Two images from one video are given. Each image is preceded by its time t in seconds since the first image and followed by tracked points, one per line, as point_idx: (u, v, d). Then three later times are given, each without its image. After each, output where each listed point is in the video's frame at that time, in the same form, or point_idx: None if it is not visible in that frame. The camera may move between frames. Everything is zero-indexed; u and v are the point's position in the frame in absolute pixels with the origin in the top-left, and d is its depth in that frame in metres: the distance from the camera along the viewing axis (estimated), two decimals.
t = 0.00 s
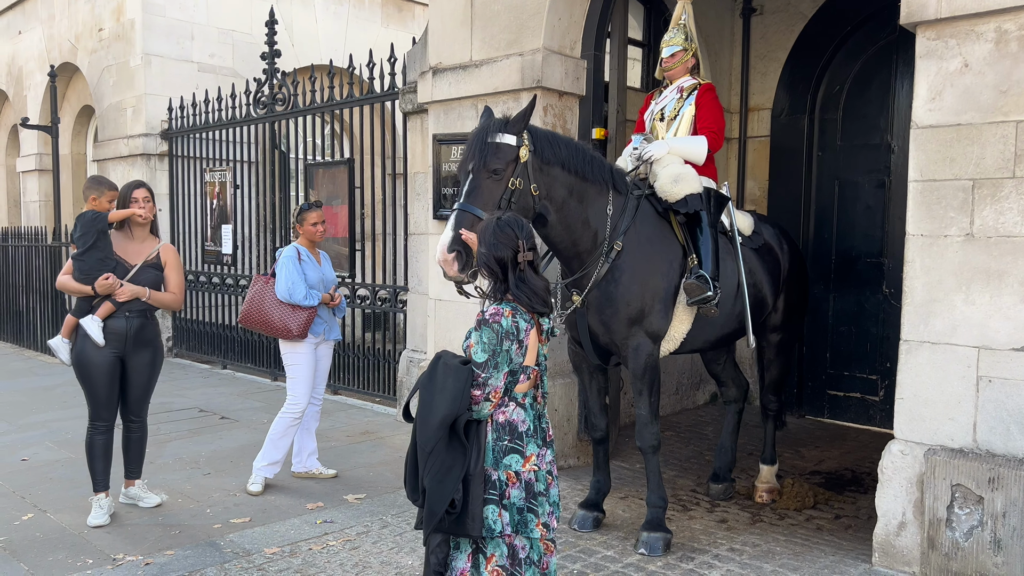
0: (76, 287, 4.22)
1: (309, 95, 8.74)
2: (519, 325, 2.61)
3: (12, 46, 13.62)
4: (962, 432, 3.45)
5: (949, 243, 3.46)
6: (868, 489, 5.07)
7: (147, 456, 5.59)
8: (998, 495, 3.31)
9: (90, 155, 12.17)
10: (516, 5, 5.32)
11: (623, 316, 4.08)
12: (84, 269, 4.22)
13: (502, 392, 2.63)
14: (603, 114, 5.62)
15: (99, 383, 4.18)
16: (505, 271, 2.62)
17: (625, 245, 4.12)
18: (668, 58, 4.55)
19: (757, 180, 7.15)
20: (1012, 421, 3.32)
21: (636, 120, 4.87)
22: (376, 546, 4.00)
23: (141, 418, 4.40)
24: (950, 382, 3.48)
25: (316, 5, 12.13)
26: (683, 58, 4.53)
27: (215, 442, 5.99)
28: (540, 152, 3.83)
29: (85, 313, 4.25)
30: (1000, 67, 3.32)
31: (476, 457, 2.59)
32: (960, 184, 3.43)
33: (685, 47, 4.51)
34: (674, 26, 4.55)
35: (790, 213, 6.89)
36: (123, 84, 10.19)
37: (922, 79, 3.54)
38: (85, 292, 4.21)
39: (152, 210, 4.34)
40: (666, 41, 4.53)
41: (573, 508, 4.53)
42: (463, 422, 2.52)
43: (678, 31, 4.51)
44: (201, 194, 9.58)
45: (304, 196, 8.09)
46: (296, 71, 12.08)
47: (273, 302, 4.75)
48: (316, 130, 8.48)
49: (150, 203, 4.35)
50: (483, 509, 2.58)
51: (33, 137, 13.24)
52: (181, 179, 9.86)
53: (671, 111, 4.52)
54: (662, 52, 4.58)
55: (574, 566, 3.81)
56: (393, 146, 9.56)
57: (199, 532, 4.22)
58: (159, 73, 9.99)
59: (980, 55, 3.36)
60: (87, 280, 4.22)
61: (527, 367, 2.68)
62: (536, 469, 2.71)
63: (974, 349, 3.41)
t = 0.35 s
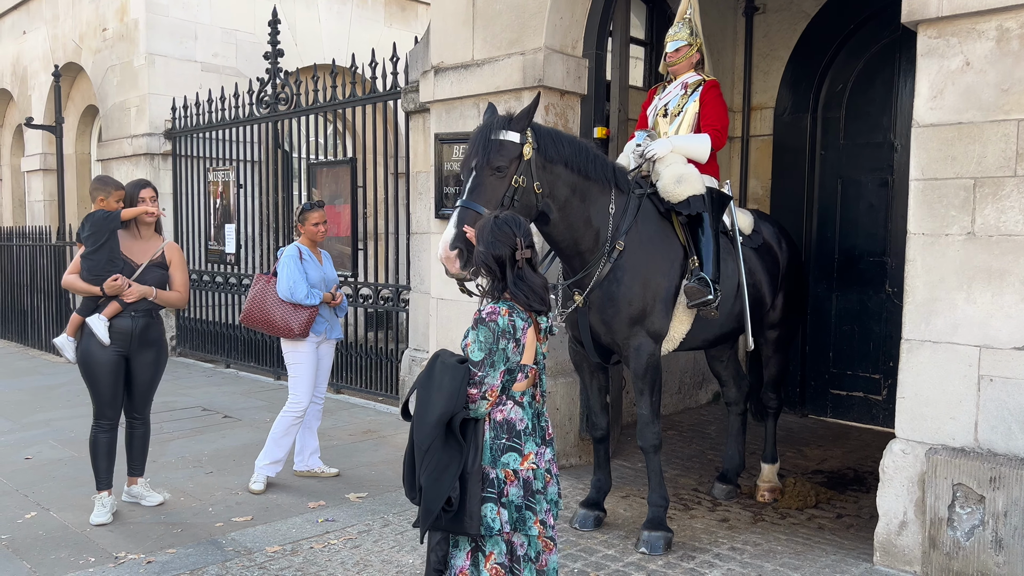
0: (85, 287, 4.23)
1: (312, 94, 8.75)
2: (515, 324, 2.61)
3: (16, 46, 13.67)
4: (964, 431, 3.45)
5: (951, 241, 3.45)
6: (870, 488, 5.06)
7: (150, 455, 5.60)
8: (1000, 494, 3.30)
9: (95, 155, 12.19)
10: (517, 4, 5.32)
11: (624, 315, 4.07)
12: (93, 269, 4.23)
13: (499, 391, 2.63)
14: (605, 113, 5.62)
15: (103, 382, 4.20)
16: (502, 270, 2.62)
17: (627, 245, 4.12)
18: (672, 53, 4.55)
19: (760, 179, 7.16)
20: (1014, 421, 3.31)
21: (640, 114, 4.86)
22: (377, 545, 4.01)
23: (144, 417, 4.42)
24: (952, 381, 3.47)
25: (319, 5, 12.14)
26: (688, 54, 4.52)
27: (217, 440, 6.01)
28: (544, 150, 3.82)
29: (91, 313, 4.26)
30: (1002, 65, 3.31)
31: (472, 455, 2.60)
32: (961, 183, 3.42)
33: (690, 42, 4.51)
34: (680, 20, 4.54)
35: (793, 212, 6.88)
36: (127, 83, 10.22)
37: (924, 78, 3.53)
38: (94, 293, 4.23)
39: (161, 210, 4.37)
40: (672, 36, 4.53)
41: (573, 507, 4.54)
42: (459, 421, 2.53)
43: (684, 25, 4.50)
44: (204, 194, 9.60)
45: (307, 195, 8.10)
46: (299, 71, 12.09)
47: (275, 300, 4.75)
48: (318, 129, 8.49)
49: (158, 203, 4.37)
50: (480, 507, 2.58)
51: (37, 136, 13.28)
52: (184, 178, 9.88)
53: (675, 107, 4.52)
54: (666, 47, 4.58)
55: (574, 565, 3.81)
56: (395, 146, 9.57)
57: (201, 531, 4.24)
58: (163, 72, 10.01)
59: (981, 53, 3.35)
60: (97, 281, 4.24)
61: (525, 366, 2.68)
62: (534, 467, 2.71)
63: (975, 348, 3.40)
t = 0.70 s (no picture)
0: (89, 289, 4.26)
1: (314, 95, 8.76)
2: (506, 324, 2.62)
3: (20, 47, 13.71)
4: (964, 433, 3.44)
5: (951, 243, 3.45)
6: (872, 490, 5.05)
7: (152, 455, 5.62)
8: (1000, 497, 3.29)
9: (98, 156, 12.23)
10: (519, 6, 5.32)
11: (625, 316, 4.07)
12: (99, 271, 4.27)
13: (490, 392, 2.64)
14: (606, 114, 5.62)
15: (108, 382, 4.20)
16: (495, 271, 2.64)
17: (629, 245, 4.12)
18: (673, 54, 4.54)
19: (762, 181, 7.16)
20: (1014, 423, 3.31)
21: (641, 114, 4.87)
22: (378, 546, 4.02)
23: (146, 419, 4.43)
24: (952, 382, 3.47)
25: (322, 6, 12.17)
26: (689, 55, 4.52)
27: (219, 441, 6.03)
28: (558, 135, 3.87)
29: (95, 313, 4.27)
30: (1002, 67, 3.30)
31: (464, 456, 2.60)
32: (961, 185, 3.41)
33: (691, 43, 4.50)
34: (680, 20, 4.53)
35: (795, 213, 6.86)
36: (130, 84, 10.24)
37: (924, 79, 3.53)
38: (98, 294, 4.24)
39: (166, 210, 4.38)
40: (672, 37, 4.53)
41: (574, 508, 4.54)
42: (448, 422, 2.54)
43: (684, 26, 4.50)
44: (207, 195, 9.62)
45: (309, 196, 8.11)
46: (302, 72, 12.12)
47: (272, 301, 4.78)
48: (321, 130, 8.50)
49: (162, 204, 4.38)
50: (472, 508, 2.58)
51: (41, 137, 13.33)
52: (187, 178, 9.91)
53: (676, 109, 4.52)
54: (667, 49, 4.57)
55: (574, 566, 3.82)
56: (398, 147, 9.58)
57: (202, 531, 4.25)
58: (166, 73, 10.04)
59: (981, 54, 3.35)
60: (103, 283, 4.27)
61: (518, 366, 2.68)
62: (528, 469, 2.71)
63: (976, 350, 3.39)
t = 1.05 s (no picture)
0: (90, 289, 4.27)
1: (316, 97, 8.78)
2: (494, 327, 2.63)
3: (23, 49, 13.74)
4: (963, 435, 3.44)
5: (950, 246, 3.45)
6: (872, 492, 5.05)
7: (154, 456, 5.64)
8: (999, 499, 3.29)
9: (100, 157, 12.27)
10: (520, 8, 5.33)
11: (626, 317, 4.08)
12: (101, 272, 4.28)
13: (476, 394, 2.64)
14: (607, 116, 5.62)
15: (109, 384, 4.21)
16: (484, 274, 2.66)
17: (632, 246, 4.13)
18: (671, 57, 4.55)
19: (763, 183, 7.16)
20: (1013, 425, 3.31)
21: (640, 118, 4.87)
22: (378, 547, 4.02)
23: (147, 421, 4.44)
24: (952, 385, 3.47)
25: (324, 8, 12.20)
26: (688, 58, 4.52)
27: (220, 442, 6.04)
28: (575, 125, 3.89)
29: (96, 314, 4.28)
30: (1002, 70, 3.31)
31: (449, 458, 2.61)
32: (961, 187, 3.42)
33: (689, 46, 4.51)
34: (678, 24, 4.55)
35: (797, 214, 6.86)
36: (132, 86, 10.27)
37: (924, 81, 3.53)
38: (100, 296, 4.26)
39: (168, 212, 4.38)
40: (670, 41, 4.54)
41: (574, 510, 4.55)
42: (431, 423, 2.56)
43: (682, 29, 4.51)
44: (209, 196, 9.64)
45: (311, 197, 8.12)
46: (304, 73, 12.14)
47: (263, 302, 4.79)
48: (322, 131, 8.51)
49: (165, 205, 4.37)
50: (457, 510, 2.59)
51: (44, 139, 13.37)
52: (189, 180, 9.93)
53: (675, 111, 4.52)
54: (666, 52, 4.58)
55: (573, 567, 3.82)
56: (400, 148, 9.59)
57: (203, 532, 4.26)
58: (168, 75, 10.06)
59: (981, 57, 3.35)
60: (105, 284, 4.29)
61: (507, 368, 2.69)
62: (516, 471, 2.71)
63: (975, 353, 3.40)
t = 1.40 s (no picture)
0: (89, 290, 4.27)
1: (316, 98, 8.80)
2: (481, 327, 2.63)
3: (24, 50, 13.76)
4: (961, 437, 3.45)
5: (948, 247, 3.46)
6: (871, 493, 5.06)
7: (153, 457, 5.64)
8: (997, 500, 3.30)
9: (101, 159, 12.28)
10: (519, 10, 5.34)
11: (627, 320, 4.08)
12: (99, 273, 4.28)
13: (463, 395, 2.64)
14: (606, 118, 5.63)
15: (109, 385, 4.22)
16: (473, 275, 2.67)
17: (633, 248, 4.14)
18: (668, 59, 4.55)
19: (762, 184, 7.15)
20: (1011, 427, 3.32)
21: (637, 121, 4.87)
22: (376, 548, 4.03)
23: (146, 421, 4.45)
24: (950, 386, 3.47)
25: (324, 10, 12.21)
26: (685, 59, 4.52)
27: (220, 443, 6.05)
28: (569, 135, 3.86)
29: (95, 315, 4.28)
30: (999, 72, 3.32)
31: (436, 458, 2.63)
32: (959, 189, 3.43)
33: (686, 47, 4.51)
34: (674, 27, 4.56)
35: (796, 215, 6.87)
36: (133, 87, 10.28)
37: (922, 83, 3.54)
38: (99, 296, 4.25)
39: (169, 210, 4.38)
40: (667, 42, 4.54)
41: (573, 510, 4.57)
42: (417, 424, 2.57)
43: (678, 31, 4.52)
44: (209, 197, 9.64)
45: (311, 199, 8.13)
46: (304, 75, 12.16)
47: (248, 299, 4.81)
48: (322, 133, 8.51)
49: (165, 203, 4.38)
50: (444, 510, 2.60)
51: (44, 140, 13.40)
52: (189, 181, 9.94)
53: (674, 111, 4.52)
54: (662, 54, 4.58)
55: (572, 568, 3.83)
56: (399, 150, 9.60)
57: (202, 533, 4.27)
58: (169, 77, 10.08)
59: (978, 60, 3.36)
60: (103, 285, 4.28)
61: (495, 370, 2.68)
62: (505, 473, 2.70)
63: (973, 354, 3.40)
